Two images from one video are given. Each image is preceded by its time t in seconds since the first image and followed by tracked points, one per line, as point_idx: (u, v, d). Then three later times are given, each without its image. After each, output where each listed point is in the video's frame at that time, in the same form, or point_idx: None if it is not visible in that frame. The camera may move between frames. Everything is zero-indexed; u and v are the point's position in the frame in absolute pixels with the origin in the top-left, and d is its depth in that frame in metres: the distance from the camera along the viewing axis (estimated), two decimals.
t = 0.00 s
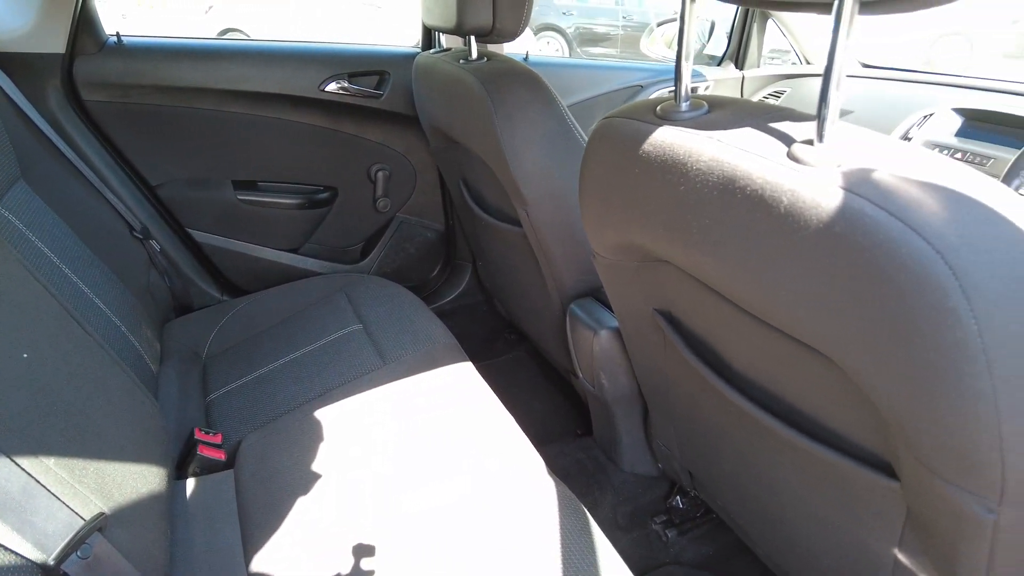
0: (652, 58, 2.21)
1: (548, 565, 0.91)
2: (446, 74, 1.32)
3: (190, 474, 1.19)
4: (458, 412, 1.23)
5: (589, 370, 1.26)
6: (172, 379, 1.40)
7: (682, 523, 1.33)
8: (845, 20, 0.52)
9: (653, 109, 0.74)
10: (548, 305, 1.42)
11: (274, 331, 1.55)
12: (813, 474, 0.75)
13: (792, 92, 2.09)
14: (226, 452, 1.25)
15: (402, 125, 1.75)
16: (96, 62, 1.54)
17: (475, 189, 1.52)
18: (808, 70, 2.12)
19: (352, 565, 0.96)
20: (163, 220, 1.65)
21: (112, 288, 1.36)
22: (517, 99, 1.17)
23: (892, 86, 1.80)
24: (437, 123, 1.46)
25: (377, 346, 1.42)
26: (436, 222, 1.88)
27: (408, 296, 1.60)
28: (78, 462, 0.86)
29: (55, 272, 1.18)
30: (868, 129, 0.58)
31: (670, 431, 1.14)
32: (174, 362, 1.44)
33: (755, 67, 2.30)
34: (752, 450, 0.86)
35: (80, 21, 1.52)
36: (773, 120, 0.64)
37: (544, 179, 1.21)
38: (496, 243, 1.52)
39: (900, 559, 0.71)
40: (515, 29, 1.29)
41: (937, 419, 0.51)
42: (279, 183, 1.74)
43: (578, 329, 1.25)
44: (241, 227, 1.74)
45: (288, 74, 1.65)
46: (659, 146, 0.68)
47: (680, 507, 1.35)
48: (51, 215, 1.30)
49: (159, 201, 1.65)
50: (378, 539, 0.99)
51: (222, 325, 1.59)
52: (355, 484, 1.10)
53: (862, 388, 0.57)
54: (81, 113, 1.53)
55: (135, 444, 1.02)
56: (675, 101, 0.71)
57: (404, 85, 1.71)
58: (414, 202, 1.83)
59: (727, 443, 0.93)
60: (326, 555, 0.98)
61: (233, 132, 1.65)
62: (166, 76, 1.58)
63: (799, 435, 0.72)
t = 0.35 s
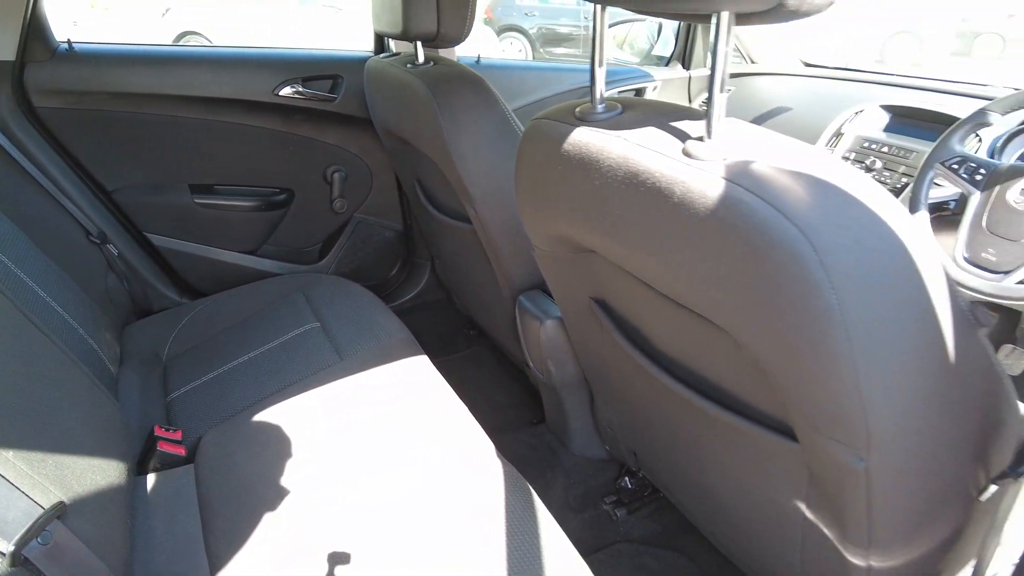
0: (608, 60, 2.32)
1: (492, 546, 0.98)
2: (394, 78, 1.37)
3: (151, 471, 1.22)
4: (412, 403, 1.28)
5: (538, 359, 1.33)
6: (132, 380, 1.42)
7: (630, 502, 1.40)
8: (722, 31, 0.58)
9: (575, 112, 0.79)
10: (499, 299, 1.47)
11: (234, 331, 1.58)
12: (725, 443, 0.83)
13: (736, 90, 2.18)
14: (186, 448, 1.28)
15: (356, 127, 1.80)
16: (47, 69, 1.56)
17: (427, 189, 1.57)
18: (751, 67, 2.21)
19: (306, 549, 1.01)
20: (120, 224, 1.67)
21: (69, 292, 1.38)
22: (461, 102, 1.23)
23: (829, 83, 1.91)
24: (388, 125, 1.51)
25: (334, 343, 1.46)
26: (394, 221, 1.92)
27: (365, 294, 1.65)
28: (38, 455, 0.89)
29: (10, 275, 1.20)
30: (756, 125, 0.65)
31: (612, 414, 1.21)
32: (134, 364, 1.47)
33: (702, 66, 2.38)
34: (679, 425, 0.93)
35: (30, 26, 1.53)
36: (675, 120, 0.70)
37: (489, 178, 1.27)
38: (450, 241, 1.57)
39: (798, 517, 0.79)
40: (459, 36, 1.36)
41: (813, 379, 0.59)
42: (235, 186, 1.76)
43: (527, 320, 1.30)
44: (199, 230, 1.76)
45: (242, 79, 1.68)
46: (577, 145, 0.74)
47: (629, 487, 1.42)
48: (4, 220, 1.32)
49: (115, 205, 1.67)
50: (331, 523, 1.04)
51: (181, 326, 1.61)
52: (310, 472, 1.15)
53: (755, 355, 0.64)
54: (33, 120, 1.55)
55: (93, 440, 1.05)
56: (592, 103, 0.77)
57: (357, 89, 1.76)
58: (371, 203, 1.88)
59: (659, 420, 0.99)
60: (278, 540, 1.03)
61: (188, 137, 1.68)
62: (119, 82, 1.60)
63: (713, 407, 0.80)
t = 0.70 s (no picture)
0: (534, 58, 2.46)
1: (416, 495, 1.09)
2: (321, 79, 1.48)
3: (99, 450, 1.28)
4: (346, 379, 1.39)
5: (464, 334, 1.45)
6: (78, 372, 1.49)
7: (554, 463, 1.54)
8: (562, 35, 0.71)
9: (464, 105, 0.92)
10: (428, 281, 1.59)
11: (178, 323, 1.66)
12: (612, 386, 0.96)
13: (652, 86, 2.33)
14: (133, 429, 1.36)
15: (290, 126, 1.90)
16: None
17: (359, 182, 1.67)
18: (667, 66, 2.37)
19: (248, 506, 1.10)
20: (61, 222, 1.72)
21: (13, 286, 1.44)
22: (380, 99, 1.34)
23: (735, 78, 2.07)
24: (318, 123, 1.62)
25: (274, 329, 1.56)
26: (331, 215, 2.02)
27: (303, 284, 1.75)
28: None
29: None
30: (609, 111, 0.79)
31: (529, 378, 1.34)
32: (80, 358, 1.53)
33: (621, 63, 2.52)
34: (577, 376, 1.07)
35: None
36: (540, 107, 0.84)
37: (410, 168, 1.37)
38: (382, 231, 1.68)
39: (668, 446, 0.92)
40: (379, 38, 1.47)
41: (648, 314, 0.72)
42: (174, 185, 1.84)
43: (453, 300, 1.43)
44: (140, 228, 1.83)
45: (179, 82, 1.77)
46: (465, 130, 0.86)
47: (553, 449, 1.55)
48: None
49: (55, 205, 1.72)
50: (270, 482, 1.13)
51: (125, 320, 1.68)
52: (251, 441, 1.24)
53: (610, 299, 0.78)
54: None
55: (41, 416, 1.13)
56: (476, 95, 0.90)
57: (289, 89, 1.88)
58: (308, 199, 1.98)
59: (564, 375, 1.12)
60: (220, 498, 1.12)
61: (127, 138, 1.76)
62: (57, 87, 1.67)
63: (596, 354, 0.93)
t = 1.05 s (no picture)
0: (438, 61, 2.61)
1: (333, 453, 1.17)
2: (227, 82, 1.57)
3: (25, 441, 1.29)
4: (264, 356, 1.47)
5: (375, 312, 1.57)
6: None
7: (467, 428, 1.67)
8: (426, 39, 0.87)
9: (354, 97, 1.06)
10: (341, 269, 1.70)
11: (96, 322, 1.70)
12: (499, 339, 1.12)
13: (549, 84, 2.47)
14: (59, 420, 1.38)
15: (199, 129, 1.98)
16: None
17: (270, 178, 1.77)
18: (563, 65, 2.54)
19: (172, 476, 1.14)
20: None
21: None
22: (284, 99, 1.46)
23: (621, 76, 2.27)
24: (227, 124, 1.70)
25: (193, 322, 1.63)
26: (245, 213, 2.09)
27: (220, 280, 1.82)
28: None
29: None
30: (477, 102, 0.96)
31: (437, 347, 1.48)
32: None
33: (520, 60, 2.68)
34: (472, 335, 1.22)
35: None
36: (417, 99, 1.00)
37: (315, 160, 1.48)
38: (295, 223, 1.78)
39: (550, 386, 1.08)
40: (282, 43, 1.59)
41: (510, 262, 0.88)
42: (86, 189, 1.88)
43: (364, 283, 1.53)
44: (52, 232, 1.86)
45: (87, 89, 1.83)
46: (354, 120, 1.01)
47: (466, 415, 1.69)
48: None
49: None
50: (193, 455, 1.18)
51: (41, 321, 1.71)
52: (173, 418, 1.29)
53: (482, 256, 0.93)
54: None
55: None
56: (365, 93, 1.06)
57: (196, 95, 1.94)
58: (221, 198, 2.05)
59: (464, 338, 1.27)
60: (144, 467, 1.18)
61: (36, 144, 1.80)
62: None
63: (483, 311, 1.09)
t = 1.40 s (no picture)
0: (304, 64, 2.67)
1: (229, 440, 1.22)
2: (87, 89, 1.57)
3: None
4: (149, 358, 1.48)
5: (259, 307, 1.63)
6: None
7: (361, 412, 1.76)
8: (290, 44, 0.97)
9: (224, 99, 1.14)
10: (221, 269, 1.73)
11: None
12: (382, 315, 1.23)
13: (415, 84, 2.57)
14: None
15: (55, 139, 1.96)
16: None
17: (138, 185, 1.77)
18: (428, 65, 2.65)
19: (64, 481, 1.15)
20: None
21: None
22: (149, 103, 1.48)
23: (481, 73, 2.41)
24: (88, 131, 1.69)
25: (68, 333, 1.60)
26: (113, 224, 2.06)
27: (92, 291, 1.79)
28: None
29: None
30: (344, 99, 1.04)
31: (324, 334, 1.56)
32: None
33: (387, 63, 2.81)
34: (356, 315, 1.31)
35: None
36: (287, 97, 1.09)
37: (186, 162, 1.52)
38: (170, 230, 1.79)
39: (433, 351, 1.20)
40: (142, 50, 1.61)
41: (382, 236, 1.00)
42: None
43: (246, 279, 1.58)
44: None
45: None
46: (227, 119, 1.09)
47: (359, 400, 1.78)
48: None
49: None
50: (85, 460, 1.19)
51: None
52: (59, 426, 1.29)
53: (360, 236, 1.04)
54: None
55: None
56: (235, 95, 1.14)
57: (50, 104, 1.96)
58: (85, 209, 2.02)
59: (349, 319, 1.36)
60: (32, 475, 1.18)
61: None
62: None
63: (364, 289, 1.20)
